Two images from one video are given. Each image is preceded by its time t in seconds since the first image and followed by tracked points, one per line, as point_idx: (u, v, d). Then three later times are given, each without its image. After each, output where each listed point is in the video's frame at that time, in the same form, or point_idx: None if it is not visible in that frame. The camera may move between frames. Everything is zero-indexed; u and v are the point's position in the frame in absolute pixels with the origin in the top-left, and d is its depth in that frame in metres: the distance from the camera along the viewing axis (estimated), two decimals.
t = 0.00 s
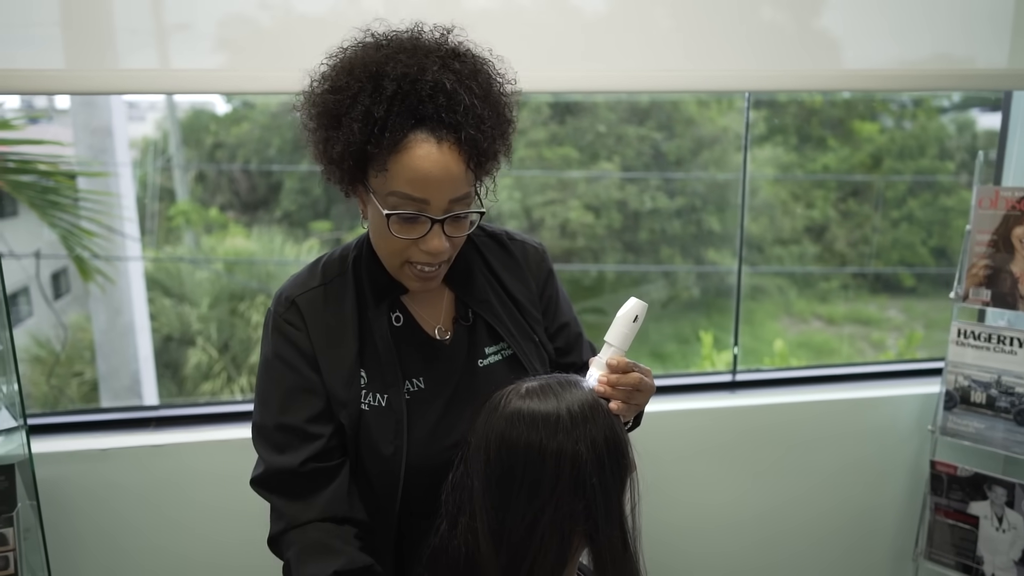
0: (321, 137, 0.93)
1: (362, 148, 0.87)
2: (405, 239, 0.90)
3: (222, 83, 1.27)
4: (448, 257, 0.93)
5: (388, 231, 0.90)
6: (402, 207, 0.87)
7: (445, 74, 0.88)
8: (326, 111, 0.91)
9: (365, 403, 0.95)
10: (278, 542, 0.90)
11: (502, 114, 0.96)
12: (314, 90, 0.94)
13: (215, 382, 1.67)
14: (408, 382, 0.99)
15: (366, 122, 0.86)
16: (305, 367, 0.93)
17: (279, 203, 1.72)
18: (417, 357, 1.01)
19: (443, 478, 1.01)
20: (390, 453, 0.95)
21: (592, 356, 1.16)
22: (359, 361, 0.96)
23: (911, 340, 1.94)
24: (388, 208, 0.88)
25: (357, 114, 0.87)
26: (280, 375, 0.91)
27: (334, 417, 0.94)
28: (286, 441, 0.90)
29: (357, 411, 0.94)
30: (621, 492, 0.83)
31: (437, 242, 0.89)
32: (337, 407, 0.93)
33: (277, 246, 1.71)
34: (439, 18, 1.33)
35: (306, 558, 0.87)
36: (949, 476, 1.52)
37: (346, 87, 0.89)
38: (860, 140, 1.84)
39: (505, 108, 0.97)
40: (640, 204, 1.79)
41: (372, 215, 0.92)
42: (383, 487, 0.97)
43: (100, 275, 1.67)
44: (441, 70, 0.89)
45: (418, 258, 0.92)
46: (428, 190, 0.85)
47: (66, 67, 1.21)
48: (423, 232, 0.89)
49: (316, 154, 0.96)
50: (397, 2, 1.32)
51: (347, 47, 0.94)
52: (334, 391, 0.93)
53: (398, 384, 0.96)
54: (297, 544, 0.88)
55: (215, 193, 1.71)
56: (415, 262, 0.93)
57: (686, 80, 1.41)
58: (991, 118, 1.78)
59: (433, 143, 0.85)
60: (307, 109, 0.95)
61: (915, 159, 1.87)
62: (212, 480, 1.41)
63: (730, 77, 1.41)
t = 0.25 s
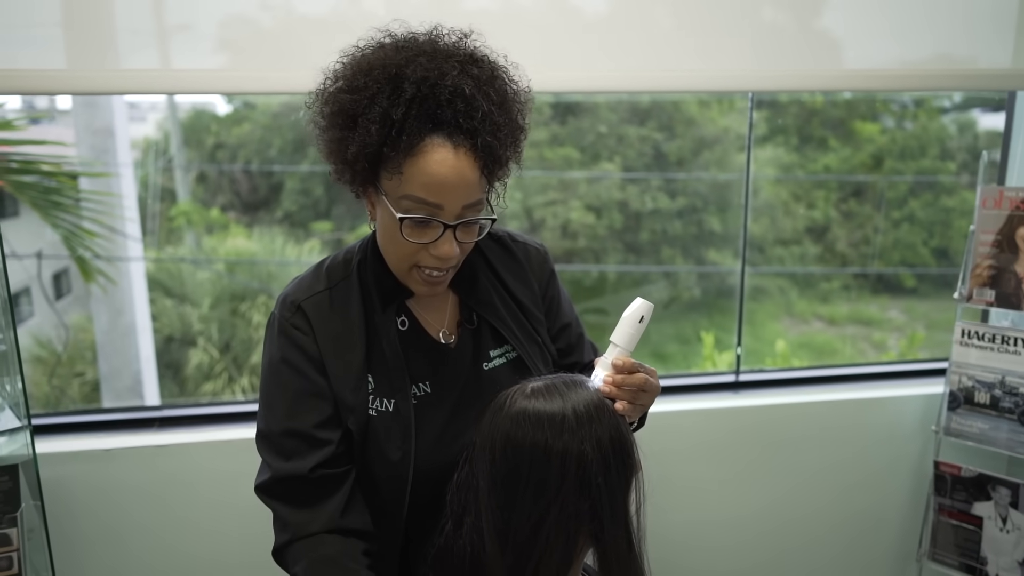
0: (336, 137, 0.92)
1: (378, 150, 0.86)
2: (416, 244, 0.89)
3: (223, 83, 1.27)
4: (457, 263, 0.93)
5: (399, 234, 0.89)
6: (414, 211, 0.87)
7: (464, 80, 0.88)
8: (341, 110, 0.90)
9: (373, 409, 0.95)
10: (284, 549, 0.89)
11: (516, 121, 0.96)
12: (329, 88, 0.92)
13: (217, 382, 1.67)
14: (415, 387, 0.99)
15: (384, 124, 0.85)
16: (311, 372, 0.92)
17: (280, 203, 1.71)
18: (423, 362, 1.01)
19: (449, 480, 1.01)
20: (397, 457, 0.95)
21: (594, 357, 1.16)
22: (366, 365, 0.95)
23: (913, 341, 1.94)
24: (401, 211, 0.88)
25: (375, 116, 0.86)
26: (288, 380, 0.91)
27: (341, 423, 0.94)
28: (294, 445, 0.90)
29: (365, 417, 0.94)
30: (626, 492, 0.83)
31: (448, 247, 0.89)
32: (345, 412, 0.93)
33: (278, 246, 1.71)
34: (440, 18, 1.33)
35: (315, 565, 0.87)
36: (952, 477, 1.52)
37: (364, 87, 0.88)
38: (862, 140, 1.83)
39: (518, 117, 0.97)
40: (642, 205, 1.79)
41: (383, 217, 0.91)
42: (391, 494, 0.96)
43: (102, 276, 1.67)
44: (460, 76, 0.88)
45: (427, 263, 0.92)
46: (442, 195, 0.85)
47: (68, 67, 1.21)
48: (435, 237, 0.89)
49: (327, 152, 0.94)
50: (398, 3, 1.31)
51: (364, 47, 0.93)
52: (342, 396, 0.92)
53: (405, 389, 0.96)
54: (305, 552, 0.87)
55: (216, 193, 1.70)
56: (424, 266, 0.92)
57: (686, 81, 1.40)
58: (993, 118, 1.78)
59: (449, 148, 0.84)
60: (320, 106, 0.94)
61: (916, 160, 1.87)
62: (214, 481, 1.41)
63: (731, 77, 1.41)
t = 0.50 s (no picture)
0: (348, 136, 0.91)
1: (390, 151, 0.86)
2: (424, 245, 0.89)
3: (225, 83, 1.27)
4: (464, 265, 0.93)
5: (408, 236, 0.89)
6: (423, 212, 0.87)
7: (477, 82, 0.88)
8: (353, 108, 0.89)
9: (378, 410, 0.95)
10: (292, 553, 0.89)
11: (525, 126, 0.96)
12: (341, 85, 0.92)
13: (218, 382, 1.67)
14: (419, 388, 0.99)
15: (397, 124, 0.85)
16: (319, 372, 0.92)
17: (281, 203, 1.71)
18: (426, 363, 1.01)
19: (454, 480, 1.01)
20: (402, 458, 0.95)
21: (596, 357, 1.16)
22: (371, 366, 0.95)
23: (914, 341, 1.93)
24: (410, 212, 0.87)
25: (388, 116, 0.85)
26: (295, 381, 0.91)
27: (348, 425, 0.94)
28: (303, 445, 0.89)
29: (370, 418, 0.94)
30: (631, 492, 0.82)
31: (456, 249, 0.89)
32: (351, 413, 0.93)
33: (278, 247, 1.71)
34: (440, 18, 1.33)
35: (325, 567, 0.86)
36: (955, 477, 1.53)
37: (377, 86, 0.87)
38: (862, 140, 1.83)
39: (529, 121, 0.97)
40: (642, 205, 1.79)
41: (391, 217, 0.90)
42: (396, 494, 0.96)
43: (104, 276, 1.67)
44: (474, 78, 0.88)
45: (434, 264, 0.92)
46: (453, 198, 0.85)
47: (69, 66, 1.21)
48: (444, 239, 0.89)
49: (337, 150, 0.94)
50: (399, 3, 1.31)
51: (377, 46, 0.92)
52: (348, 397, 0.93)
53: (411, 390, 0.96)
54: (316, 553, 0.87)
55: (216, 194, 1.69)
56: (430, 267, 0.92)
57: (687, 80, 1.40)
58: (994, 118, 1.79)
59: (461, 151, 0.84)
60: (330, 103, 0.93)
61: (917, 160, 1.86)
62: (215, 480, 1.41)
63: (732, 76, 1.41)
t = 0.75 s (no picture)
0: (357, 147, 0.89)
1: (410, 149, 0.86)
2: (460, 232, 0.90)
3: (228, 82, 1.27)
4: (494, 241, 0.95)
5: (443, 227, 0.90)
6: (455, 199, 0.88)
7: (466, 63, 0.92)
8: (357, 117, 0.88)
9: (385, 402, 0.95)
10: (309, 525, 0.85)
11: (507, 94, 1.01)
12: (336, 94, 0.91)
13: (220, 382, 1.67)
14: (427, 380, 0.99)
15: (411, 122, 0.86)
16: (325, 360, 0.92)
17: (283, 203, 1.71)
18: (433, 356, 1.01)
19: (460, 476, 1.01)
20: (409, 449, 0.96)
21: (601, 358, 1.16)
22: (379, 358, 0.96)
23: (916, 341, 1.92)
24: (444, 203, 0.88)
25: (400, 115, 0.86)
26: (303, 366, 0.91)
27: (356, 416, 0.94)
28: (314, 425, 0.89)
29: (377, 410, 0.94)
30: (637, 491, 0.83)
31: (490, 225, 0.91)
32: (360, 404, 0.93)
33: (281, 247, 1.71)
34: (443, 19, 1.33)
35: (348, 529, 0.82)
36: (960, 476, 1.53)
37: (380, 88, 0.87)
38: (865, 140, 1.85)
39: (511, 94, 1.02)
40: (644, 205, 1.79)
41: (418, 215, 0.90)
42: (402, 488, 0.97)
43: (106, 275, 1.68)
44: (464, 61, 0.92)
45: (469, 248, 0.93)
46: (479, 177, 0.87)
47: (71, 65, 1.21)
48: (478, 221, 0.90)
49: (346, 162, 0.92)
50: (402, 3, 1.32)
51: (360, 49, 0.91)
52: (356, 387, 0.93)
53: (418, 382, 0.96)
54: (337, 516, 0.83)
55: (218, 194, 1.70)
56: (465, 252, 0.93)
57: (689, 81, 1.40)
58: (996, 118, 1.76)
59: (474, 131, 0.87)
60: (326, 115, 0.92)
61: (918, 160, 1.87)
62: (218, 480, 1.41)
63: (734, 76, 1.41)
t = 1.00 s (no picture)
0: (348, 142, 0.90)
1: (400, 137, 0.86)
2: (460, 212, 0.88)
3: (228, 80, 1.26)
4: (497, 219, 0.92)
5: (442, 209, 0.88)
6: (451, 180, 0.86)
7: (449, 45, 0.90)
8: (348, 111, 0.88)
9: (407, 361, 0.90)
10: (354, 408, 0.78)
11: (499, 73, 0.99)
12: (326, 91, 0.91)
13: (221, 382, 1.66)
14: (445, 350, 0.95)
15: (398, 109, 0.85)
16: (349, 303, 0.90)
17: (284, 203, 1.69)
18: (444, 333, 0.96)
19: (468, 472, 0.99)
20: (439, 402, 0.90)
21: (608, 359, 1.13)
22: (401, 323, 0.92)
23: (919, 341, 1.92)
24: (440, 185, 0.86)
25: (387, 104, 0.85)
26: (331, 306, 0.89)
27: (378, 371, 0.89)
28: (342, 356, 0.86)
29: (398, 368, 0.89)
30: (647, 495, 0.82)
31: (490, 204, 0.88)
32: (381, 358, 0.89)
33: (282, 246, 1.69)
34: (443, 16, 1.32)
35: (405, 383, 0.76)
36: (968, 477, 1.52)
37: (365, 79, 0.87)
38: (866, 140, 1.82)
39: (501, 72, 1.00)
40: (645, 205, 1.78)
41: (418, 202, 0.89)
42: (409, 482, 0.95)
43: (107, 275, 1.68)
44: (445, 44, 0.90)
45: (472, 228, 0.90)
46: (473, 155, 0.85)
47: (71, 62, 1.20)
48: (477, 200, 0.88)
49: (346, 161, 0.93)
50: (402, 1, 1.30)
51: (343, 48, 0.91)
52: (379, 339, 0.89)
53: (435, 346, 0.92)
54: (389, 379, 0.77)
55: (219, 193, 1.69)
56: (469, 233, 0.91)
57: (688, 80, 1.39)
58: (997, 118, 1.77)
59: (463, 111, 0.85)
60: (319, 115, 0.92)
61: (920, 160, 1.86)
62: (220, 481, 1.40)
63: (733, 74, 1.40)
